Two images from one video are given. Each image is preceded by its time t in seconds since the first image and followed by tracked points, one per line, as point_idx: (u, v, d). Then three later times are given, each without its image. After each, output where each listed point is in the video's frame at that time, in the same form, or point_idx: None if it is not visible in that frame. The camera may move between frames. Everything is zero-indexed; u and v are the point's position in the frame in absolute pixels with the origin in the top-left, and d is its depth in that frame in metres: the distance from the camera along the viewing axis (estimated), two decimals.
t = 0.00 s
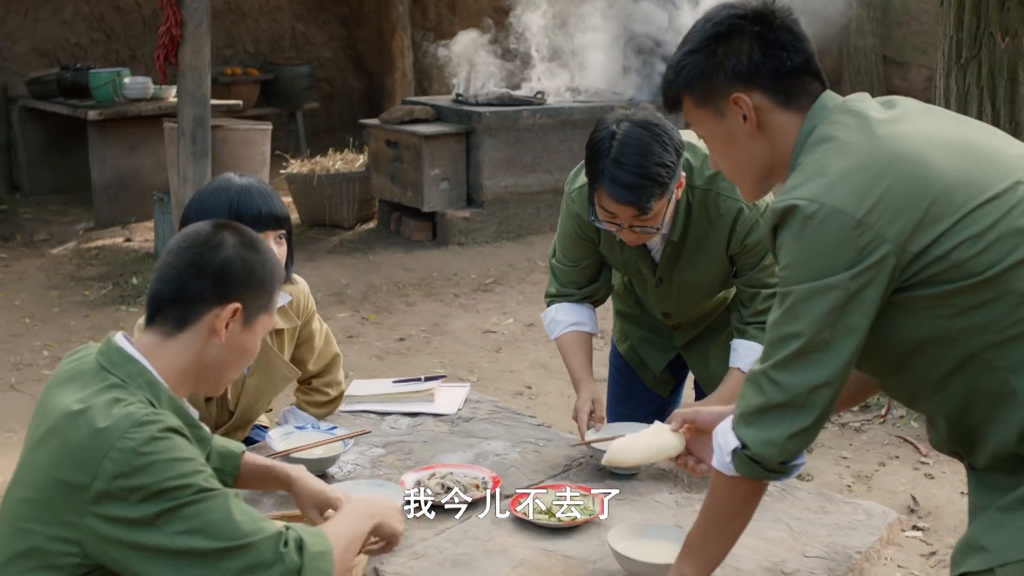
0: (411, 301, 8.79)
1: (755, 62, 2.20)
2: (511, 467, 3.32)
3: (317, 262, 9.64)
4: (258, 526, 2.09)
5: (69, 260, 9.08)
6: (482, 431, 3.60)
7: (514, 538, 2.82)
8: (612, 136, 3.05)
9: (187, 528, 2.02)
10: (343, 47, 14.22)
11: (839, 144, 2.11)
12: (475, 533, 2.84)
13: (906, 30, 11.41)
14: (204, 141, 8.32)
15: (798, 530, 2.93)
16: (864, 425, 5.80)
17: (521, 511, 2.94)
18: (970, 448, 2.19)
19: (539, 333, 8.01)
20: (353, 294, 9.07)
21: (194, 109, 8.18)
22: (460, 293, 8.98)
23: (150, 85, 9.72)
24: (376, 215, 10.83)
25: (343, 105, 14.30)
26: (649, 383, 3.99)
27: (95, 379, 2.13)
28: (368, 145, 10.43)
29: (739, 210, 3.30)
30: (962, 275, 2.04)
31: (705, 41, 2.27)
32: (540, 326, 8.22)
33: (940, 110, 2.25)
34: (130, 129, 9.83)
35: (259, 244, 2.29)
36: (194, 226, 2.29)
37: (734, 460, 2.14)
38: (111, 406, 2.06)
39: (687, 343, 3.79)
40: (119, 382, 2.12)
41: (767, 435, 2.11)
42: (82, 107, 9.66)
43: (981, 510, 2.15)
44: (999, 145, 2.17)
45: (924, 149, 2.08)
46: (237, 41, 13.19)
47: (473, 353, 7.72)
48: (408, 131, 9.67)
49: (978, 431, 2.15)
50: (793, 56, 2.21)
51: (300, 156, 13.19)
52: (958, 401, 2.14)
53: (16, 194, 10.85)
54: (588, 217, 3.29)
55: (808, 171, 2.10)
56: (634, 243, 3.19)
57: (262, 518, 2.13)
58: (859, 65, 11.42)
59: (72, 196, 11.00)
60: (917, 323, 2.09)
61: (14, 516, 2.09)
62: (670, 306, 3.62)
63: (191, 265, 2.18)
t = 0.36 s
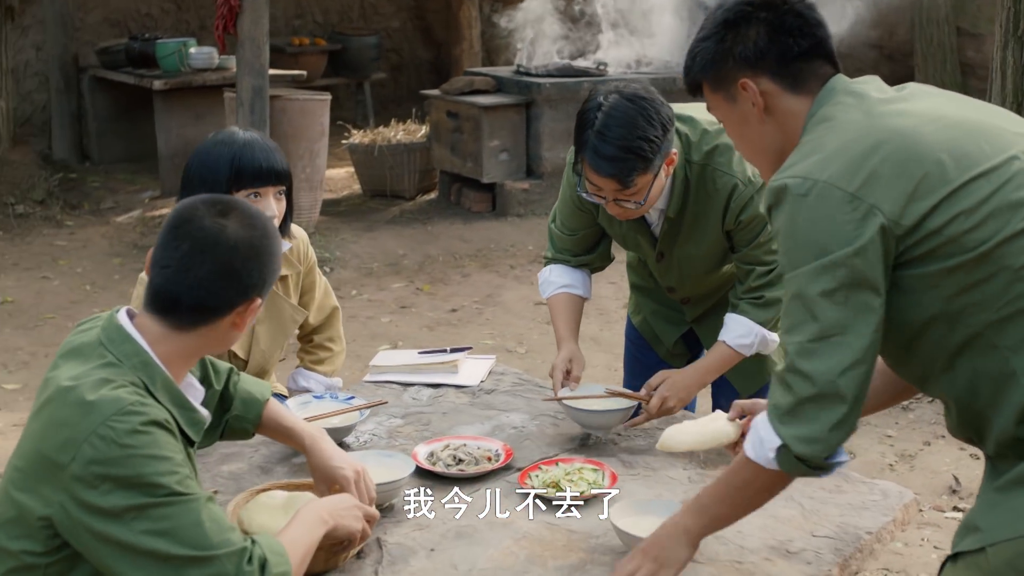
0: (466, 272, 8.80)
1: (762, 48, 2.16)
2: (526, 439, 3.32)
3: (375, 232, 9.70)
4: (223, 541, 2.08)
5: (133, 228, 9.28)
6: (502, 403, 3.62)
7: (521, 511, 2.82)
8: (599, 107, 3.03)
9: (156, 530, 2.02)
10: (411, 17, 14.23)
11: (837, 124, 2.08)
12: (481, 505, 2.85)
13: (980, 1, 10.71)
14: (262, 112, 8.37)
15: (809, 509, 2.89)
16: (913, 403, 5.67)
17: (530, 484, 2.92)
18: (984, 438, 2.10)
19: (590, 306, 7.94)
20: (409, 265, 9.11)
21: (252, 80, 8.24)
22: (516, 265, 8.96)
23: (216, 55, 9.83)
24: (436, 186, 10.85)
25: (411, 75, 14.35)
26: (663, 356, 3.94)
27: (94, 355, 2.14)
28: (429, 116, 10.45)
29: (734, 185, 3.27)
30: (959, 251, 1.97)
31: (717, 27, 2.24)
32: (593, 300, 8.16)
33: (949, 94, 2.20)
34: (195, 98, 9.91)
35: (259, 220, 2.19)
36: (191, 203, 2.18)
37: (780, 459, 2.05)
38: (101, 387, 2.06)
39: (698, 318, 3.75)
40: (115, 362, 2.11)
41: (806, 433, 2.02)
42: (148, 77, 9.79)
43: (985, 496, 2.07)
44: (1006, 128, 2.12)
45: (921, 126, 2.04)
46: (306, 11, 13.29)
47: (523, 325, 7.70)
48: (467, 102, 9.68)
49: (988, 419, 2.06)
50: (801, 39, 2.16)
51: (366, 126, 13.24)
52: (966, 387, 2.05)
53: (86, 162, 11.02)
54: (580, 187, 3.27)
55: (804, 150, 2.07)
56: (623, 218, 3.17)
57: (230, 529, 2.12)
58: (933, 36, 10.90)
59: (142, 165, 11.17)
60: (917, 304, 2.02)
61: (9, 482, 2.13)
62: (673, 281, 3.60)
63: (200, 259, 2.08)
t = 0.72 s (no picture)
0: (488, 268, 8.76)
1: (748, 65, 2.16)
2: (521, 438, 3.29)
3: (399, 226, 9.69)
4: (192, 528, 2.11)
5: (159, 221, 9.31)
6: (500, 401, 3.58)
7: (508, 512, 2.79)
8: (563, 95, 3.10)
9: (118, 526, 2.08)
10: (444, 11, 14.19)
11: (830, 136, 2.09)
12: (468, 505, 2.82)
13: None
14: (286, 105, 8.35)
15: (803, 514, 2.84)
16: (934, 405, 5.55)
17: (519, 485, 2.88)
18: (978, 458, 2.10)
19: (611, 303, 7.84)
20: (433, 259, 9.08)
21: (276, 73, 8.22)
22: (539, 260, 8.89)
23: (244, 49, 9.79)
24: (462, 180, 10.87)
25: (444, 69, 14.35)
26: (647, 351, 3.94)
27: (58, 355, 2.24)
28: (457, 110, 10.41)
29: (687, 168, 3.29)
30: (949, 263, 1.97)
31: (704, 45, 2.24)
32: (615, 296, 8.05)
33: (942, 110, 2.21)
34: (223, 91, 9.90)
35: (250, 231, 2.30)
36: (190, 214, 2.29)
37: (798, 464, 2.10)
38: (56, 389, 2.14)
39: (678, 313, 3.76)
40: (77, 363, 2.21)
41: (824, 451, 2.05)
42: (177, 69, 9.78)
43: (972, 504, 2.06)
44: (999, 139, 2.11)
45: (912, 139, 2.04)
46: (338, 4, 13.31)
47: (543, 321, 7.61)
48: (494, 96, 9.64)
49: (979, 435, 2.07)
50: (789, 54, 2.16)
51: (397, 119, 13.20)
52: (958, 401, 2.06)
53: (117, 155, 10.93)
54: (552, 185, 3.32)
55: (795, 163, 2.08)
56: (605, 207, 3.23)
57: (199, 516, 2.15)
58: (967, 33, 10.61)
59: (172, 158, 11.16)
60: (908, 318, 2.02)
61: None
62: (647, 274, 3.63)
63: (169, 260, 2.20)
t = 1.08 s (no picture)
0: (494, 263, 8.67)
1: (745, 119, 2.11)
2: (501, 441, 3.23)
3: (406, 220, 9.62)
4: (169, 497, 2.12)
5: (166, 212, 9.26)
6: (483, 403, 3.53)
7: (482, 519, 2.73)
8: (561, 105, 3.05)
9: (96, 503, 2.07)
10: (458, 4, 14.12)
11: (825, 196, 2.02)
12: (441, 512, 2.76)
13: None
14: (291, 97, 8.27)
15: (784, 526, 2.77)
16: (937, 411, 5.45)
17: (493, 491, 2.83)
18: (967, 531, 2.05)
19: (616, 301, 7.72)
20: (438, 254, 9.00)
21: (281, 65, 8.13)
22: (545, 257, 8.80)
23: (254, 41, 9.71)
24: (472, 174, 10.78)
25: (457, 63, 14.29)
26: (656, 361, 3.85)
27: (14, 353, 2.21)
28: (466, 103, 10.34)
29: (672, 199, 3.19)
30: (946, 332, 1.89)
31: (698, 97, 2.20)
32: (619, 294, 7.93)
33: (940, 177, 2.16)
34: (234, 83, 9.81)
35: (195, 210, 2.31)
36: (135, 198, 2.29)
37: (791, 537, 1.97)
38: (19, 382, 2.13)
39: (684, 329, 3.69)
40: (36, 357, 2.18)
41: (818, 521, 1.91)
42: (186, 60, 9.67)
43: (953, 557, 2.01)
44: (996, 207, 2.06)
45: (909, 201, 1.98)
46: None
47: (546, 318, 7.48)
48: (502, 90, 9.47)
49: (970, 508, 2.01)
50: (785, 110, 2.11)
51: (410, 112, 13.10)
52: (952, 471, 2.00)
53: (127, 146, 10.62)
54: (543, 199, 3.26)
55: (790, 221, 2.01)
56: (591, 224, 3.13)
57: (175, 487, 2.16)
58: (983, 31, 10.74)
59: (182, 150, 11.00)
60: (902, 389, 1.96)
61: None
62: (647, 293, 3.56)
63: (122, 240, 2.19)
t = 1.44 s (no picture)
0: (523, 239, 8.61)
1: (780, 174, 2.00)
2: (507, 424, 3.19)
3: (437, 195, 9.58)
4: (137, 525, 1.96)
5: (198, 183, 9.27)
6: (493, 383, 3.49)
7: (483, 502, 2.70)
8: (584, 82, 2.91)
9: (59, 516, 1.90)
10: None
11: (842, 290, 1.90)
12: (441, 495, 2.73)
13: None
14: (323, 70, 8.18)
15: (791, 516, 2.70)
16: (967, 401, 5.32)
17: (495, 474, 2.79)
18: None
19: (644, 280, 7.61)
20: (469, 229, 8.94)
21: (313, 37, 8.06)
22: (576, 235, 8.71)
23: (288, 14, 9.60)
24: (506, 149, 10.70)
25: (496, 36, 14.19)
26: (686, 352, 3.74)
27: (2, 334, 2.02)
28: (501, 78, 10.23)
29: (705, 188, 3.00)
30: (937, 464, 1.83)
31: (732, 144, 2.10)
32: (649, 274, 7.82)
33: (971, 271, 2.02)
34: (269, 55, 9.77)
35: (153, 172, 2.12)
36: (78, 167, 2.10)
37: None
38: (5, 367, 1.95)
39: (715, 321, 3.58)
40: (24, 340, 2.00)
41: None
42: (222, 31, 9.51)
43: None
44: None
45: (930, 312, 1.86)
46: None
47: (574, 296, 7.39)
48: (537, 66, 9.36)
49: None
50: (821, 171, 1.99)
51: (447, 85, 13.02)
52: None
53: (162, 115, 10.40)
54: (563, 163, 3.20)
55: (798, 311, 1.90)
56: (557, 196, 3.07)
57: (146, 511, 2.01)
58: None
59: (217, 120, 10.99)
60: (884, 499, 1.91)
61: None
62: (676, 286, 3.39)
63: (100, 226, 2.02)
